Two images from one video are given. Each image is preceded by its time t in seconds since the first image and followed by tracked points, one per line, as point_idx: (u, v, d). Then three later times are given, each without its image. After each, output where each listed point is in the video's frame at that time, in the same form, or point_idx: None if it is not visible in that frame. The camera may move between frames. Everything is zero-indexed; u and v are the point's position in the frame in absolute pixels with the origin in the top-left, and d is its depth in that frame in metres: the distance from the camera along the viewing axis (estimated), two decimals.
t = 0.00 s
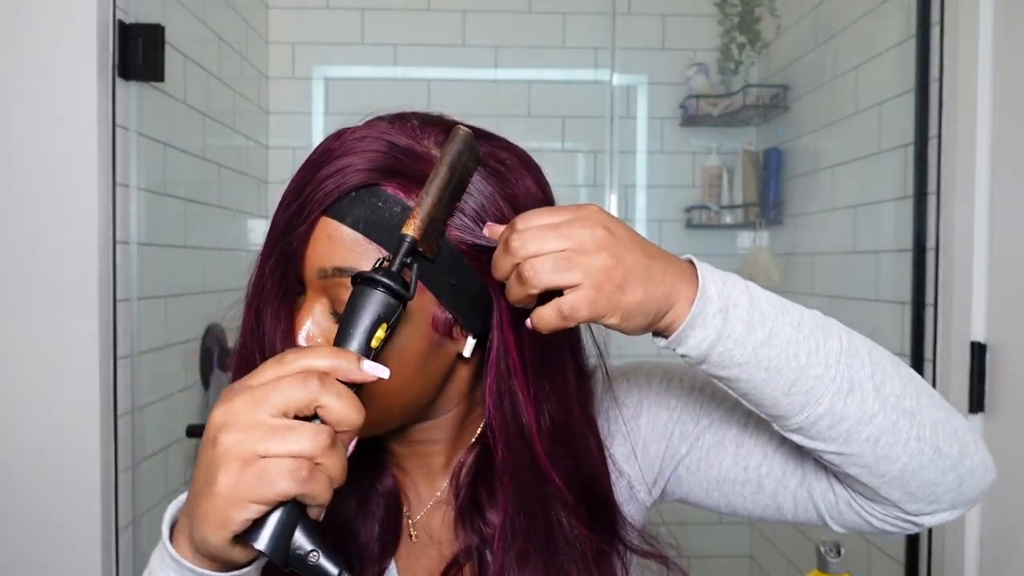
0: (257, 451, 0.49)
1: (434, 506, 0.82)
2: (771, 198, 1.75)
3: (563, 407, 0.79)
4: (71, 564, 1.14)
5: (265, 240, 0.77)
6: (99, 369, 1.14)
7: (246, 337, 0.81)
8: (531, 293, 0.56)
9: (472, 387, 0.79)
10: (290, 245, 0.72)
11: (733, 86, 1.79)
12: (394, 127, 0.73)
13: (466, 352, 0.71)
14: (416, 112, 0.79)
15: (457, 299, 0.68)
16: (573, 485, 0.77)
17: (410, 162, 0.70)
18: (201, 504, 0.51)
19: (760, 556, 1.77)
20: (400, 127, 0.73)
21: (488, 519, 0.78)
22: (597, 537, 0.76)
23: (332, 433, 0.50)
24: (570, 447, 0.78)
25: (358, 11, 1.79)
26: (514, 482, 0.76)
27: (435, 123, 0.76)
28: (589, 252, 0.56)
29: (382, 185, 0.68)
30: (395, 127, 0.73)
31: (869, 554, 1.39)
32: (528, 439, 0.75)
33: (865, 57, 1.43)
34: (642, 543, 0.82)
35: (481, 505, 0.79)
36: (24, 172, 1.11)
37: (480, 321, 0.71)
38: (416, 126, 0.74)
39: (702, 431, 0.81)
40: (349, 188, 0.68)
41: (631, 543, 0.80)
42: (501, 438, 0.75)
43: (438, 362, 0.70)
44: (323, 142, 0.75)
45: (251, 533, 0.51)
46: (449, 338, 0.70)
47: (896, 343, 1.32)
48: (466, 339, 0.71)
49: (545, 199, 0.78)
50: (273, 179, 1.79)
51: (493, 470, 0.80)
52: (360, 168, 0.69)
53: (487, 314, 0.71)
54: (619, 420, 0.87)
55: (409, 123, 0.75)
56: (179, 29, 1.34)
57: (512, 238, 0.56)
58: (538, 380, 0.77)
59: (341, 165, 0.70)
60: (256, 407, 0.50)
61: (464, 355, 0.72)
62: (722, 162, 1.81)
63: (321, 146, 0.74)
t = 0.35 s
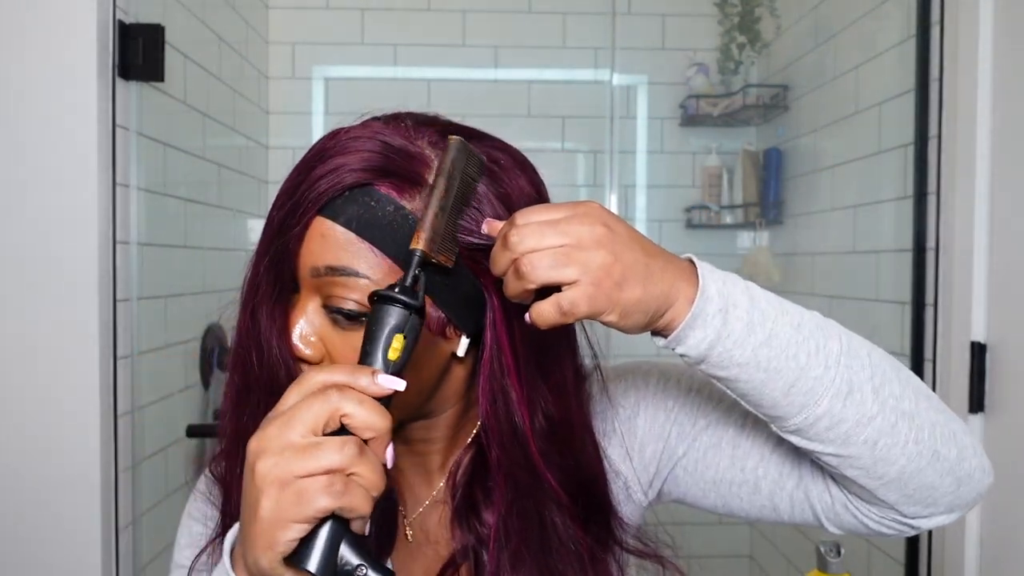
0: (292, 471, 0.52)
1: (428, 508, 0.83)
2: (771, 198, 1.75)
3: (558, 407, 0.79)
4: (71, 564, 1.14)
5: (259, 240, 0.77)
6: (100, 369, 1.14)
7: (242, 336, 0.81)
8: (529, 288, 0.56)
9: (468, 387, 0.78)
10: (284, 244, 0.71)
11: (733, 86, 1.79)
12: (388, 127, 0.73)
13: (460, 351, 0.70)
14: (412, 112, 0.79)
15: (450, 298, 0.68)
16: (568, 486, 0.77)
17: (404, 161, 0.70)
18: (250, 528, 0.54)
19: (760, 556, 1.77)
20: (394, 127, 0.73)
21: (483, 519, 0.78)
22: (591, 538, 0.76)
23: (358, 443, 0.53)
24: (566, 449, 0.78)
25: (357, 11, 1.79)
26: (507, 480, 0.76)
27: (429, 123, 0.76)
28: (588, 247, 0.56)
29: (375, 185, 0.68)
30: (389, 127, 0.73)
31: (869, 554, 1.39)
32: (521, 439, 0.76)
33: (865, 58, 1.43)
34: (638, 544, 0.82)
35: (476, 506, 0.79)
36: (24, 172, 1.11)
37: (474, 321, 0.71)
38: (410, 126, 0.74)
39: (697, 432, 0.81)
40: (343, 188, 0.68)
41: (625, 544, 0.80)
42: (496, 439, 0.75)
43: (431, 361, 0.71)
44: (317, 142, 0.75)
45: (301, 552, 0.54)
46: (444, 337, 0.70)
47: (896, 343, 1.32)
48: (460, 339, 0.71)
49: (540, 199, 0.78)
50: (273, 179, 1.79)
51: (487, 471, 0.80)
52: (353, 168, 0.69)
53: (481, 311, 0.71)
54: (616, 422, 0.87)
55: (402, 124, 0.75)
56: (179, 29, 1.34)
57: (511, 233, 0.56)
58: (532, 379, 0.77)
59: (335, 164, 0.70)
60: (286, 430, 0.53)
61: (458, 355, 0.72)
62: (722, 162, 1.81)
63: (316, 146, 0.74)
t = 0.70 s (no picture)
0: (321, 482, 0.56)
1: (427, 508, 0.83)
2: (772, 198, 1.80)
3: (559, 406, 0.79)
4: (71, 565, 1.14)
5: (259, 239, 0.77)
6: (100, 369, 1.14)
7: (242, 336, 0.81)
8: (533, 285, 0.56)
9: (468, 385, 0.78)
10: (284, 244, 0.72)
11: (734, 86, 1.79)
12: (386, 126, 0.73)
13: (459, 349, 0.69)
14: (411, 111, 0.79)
15: (450, 298, 0.67)
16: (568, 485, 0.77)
17: (403, 159, 0.70)
18: (289, 543, 0.57)
19: (761, 556, 1.77)
20: (393, 125, 0.73)
21: (483, 518, 0.78)
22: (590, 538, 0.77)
23: (380, 447, 0.56)
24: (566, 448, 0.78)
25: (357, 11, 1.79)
26: (506, 479, 0.76)
27: (428, 122, 0.76)
28: (593, 243, 0.56)
29: (374, 184, 0.69)
30: (389, 126, 0.73)
31: (869, 555, 1.38)
32: (521, 437, 0.75)
33: (864, 58, 1.43)
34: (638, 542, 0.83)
35: (477, 505, 0.79)
36: (24, 173, 1.11)
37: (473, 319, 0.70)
38: (409, 125, 0.74)
39: (698, 431, 0.81)
40: (342, 187, 0.69)
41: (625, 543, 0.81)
42: (495, 437, 0.75)
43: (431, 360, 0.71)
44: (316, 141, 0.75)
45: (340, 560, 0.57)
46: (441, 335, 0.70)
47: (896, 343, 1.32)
48: (459, 336, 0.71)
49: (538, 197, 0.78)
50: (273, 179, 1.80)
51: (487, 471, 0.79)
52: (353, 167, 0.69)
53: (480, 310, 0.71)
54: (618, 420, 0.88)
55: (401, 123, 0.75)
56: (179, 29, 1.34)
57: (517, 230, 0.56)
58: (532, 378, 0.77)
59: (334, 163, 0.70)
60: (313, 444, 0.57)
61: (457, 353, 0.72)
62: (723, 162, 1.81)
63: (315, 145, 0.74)
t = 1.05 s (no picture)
0: (365, 489, 0.56)
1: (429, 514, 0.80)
2: (772, 198, 1.75)
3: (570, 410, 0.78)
4: (71, 565, 1.14)
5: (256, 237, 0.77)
6: (99, 369, 1.14)
7: (242, 332, 0.80)
8: (573, 331, 0.56)
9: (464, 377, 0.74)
10: (278, 239, 0.71)
11: (734, 85, 1.78)
12: (379, 123, 0.73)
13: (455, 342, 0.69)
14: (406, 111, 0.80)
15: (443, 291, 0.67)
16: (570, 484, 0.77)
17: (395, 152, 0.70)
18: (332, 548, 0.57)
19: (761, 556, 1.78)
20: (386, 122, 0.73)
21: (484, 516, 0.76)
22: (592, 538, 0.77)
23: (426, 458, 0.56)
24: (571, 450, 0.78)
25: (357, 11, 1.79)
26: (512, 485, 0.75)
27: (421, 119, 0.76)
28: (624, 281, 0.55)
29: (366, 177, 0.68)
30: (381, 122, 0.73)
31: (869, 556, 1.40)
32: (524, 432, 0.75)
33: (865, 58, 1.43)
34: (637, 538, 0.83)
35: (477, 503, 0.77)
36: (24, 173, 1.11)
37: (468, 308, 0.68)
38: (402, 122, 0.74)
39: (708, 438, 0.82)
40: (334, 180, 0.68)
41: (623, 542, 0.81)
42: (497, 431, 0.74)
43: (428, 355, 0.70)
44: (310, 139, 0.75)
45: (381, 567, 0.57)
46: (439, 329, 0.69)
47: (896, 343, 1.32)
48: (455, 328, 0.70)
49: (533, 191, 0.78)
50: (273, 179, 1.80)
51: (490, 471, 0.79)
52: (345, 160, 0.69)
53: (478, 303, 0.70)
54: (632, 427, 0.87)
55: (394, 120, 0.75)
56: (179, 29, 1.34)
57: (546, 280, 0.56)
58: (544, 385, 0.77)
59: (326, 157, 0.69)
60: (359, 452, 0.57)
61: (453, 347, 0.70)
62: (723, 162, 1.81)
63: (309, 142, 0.74)
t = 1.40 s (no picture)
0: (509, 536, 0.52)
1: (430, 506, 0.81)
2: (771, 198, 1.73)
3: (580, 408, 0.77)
4: (71, 564, 1.14)
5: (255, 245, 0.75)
6: (99, 369, 1.14)
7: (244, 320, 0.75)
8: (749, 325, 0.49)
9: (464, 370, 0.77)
10: (279, 224, 0.71)
11: (734, 85, 1.78)
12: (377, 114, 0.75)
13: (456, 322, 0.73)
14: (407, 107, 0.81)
15: (440, 266, 0.69)
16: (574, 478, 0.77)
17: (389, 133, 0.71)
18: None
19: (760, 556, 1.78)
20: (383, 113, 0.75)
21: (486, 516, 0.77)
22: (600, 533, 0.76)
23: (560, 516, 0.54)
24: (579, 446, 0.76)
25: (357, 11, 1.79)
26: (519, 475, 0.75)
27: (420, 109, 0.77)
28: (798, 232, 0.54)
29: (361, 156, 0.70)
30: (380, 113, 0.75)
31: (869, 555, 1.40)
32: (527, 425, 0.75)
33: (865, 57, 1.43)
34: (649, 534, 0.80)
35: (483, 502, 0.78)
36: (25, 172, 1.11)
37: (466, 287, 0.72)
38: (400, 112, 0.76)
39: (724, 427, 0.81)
40: (331, 160, 0.69)
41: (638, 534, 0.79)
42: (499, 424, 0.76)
43: (428, 328, 0.70)
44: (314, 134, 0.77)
45: None
46: (439, 305, 0.71)
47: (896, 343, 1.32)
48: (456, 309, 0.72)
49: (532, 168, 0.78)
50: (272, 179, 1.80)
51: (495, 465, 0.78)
52: (342, 142, 0.70)
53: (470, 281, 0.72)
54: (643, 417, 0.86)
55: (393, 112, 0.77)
56: (179, 29, 1.34)
57: (705, 273, 0.51)
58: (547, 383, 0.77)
59: (324, 142, 0.71)
60: (494, 498, 0.53)
61: (455, 328, 0.73)
62: (723, 162, 1.81)
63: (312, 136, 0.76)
